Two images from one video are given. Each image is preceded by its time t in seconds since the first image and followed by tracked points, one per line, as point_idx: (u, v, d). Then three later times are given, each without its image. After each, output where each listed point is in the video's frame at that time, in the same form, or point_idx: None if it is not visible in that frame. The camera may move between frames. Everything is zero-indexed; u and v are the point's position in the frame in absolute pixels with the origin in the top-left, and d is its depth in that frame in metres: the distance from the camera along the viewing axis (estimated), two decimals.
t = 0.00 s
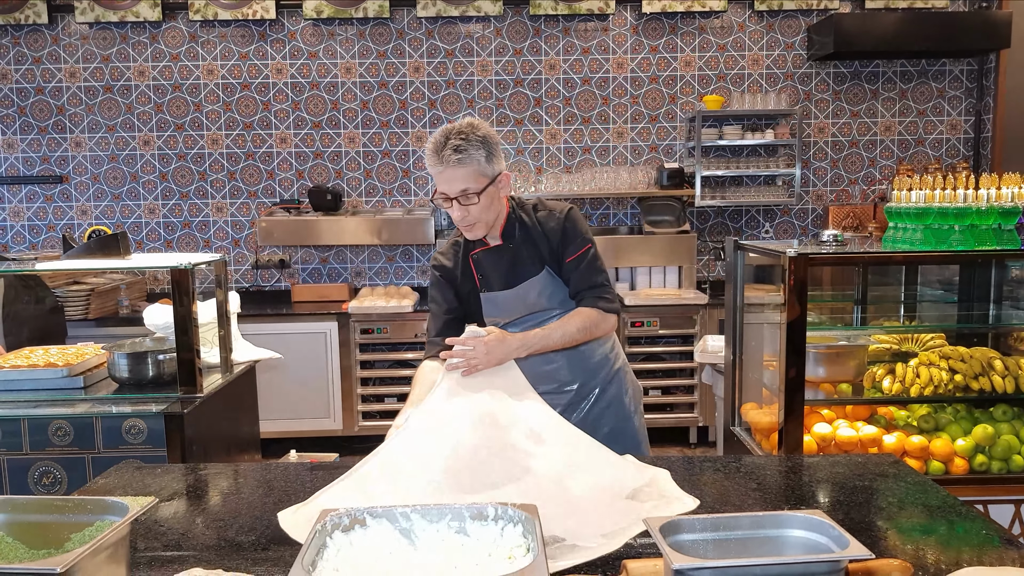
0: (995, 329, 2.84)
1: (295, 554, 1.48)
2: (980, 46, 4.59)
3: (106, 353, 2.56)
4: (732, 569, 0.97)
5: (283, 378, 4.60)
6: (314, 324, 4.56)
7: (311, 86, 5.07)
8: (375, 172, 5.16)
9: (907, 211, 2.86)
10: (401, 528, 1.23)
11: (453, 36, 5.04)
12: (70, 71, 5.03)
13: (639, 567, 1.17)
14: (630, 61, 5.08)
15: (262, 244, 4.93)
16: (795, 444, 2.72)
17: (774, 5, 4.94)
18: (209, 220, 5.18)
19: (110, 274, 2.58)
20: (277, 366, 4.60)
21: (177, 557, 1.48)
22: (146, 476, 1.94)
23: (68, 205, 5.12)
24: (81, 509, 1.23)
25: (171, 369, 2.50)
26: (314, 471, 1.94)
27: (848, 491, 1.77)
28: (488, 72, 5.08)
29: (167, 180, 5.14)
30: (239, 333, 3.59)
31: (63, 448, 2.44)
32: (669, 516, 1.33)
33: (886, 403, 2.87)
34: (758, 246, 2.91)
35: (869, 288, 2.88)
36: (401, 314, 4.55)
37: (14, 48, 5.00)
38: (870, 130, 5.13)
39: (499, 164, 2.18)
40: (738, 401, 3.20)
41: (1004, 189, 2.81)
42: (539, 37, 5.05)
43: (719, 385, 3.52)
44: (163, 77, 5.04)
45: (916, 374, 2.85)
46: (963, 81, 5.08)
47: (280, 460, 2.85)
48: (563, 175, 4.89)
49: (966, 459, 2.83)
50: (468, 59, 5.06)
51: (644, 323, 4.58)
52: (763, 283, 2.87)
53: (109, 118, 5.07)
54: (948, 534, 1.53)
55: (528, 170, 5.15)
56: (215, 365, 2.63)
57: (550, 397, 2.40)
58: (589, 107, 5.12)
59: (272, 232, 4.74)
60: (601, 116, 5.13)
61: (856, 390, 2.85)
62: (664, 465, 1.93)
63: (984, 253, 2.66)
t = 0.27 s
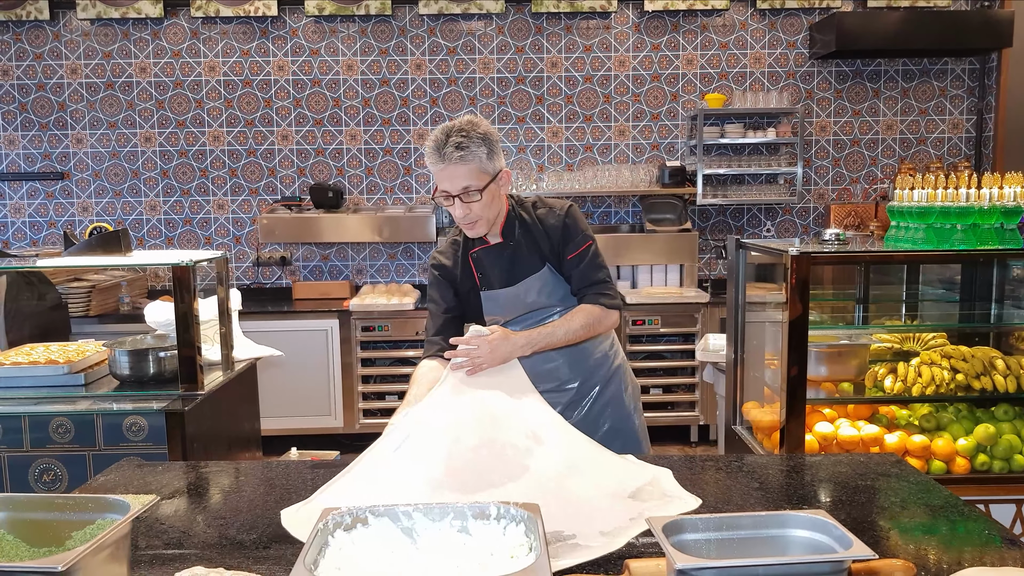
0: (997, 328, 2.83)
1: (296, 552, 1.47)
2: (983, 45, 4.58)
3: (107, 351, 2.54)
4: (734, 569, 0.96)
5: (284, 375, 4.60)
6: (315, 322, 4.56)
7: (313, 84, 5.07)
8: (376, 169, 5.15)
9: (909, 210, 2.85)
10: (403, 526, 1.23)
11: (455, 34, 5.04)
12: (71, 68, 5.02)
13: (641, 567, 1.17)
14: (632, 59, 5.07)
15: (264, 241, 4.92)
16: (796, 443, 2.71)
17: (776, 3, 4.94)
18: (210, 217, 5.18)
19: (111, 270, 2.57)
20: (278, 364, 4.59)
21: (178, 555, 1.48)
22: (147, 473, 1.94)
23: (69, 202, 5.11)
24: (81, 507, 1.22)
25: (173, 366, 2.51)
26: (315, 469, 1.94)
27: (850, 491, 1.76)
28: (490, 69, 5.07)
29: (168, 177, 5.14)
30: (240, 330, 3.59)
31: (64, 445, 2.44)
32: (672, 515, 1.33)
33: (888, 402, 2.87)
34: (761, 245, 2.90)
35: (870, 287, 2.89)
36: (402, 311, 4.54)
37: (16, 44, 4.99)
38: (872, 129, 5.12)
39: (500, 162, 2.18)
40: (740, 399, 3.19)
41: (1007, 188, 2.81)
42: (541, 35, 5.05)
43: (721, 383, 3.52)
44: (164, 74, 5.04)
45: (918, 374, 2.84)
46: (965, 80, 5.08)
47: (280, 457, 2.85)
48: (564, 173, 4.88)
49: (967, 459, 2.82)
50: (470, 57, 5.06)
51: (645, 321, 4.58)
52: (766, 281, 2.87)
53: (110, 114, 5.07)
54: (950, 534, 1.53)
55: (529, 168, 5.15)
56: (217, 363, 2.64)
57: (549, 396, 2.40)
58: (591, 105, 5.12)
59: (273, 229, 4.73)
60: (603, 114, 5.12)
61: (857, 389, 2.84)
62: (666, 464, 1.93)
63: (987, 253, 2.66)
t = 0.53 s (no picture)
0: (998, 328, 2.81)
1: (296, 552, 1.47)
2: (984, 45, 4.58)
3: (107, 349, 2.53)
4: (736, 570, 0.96)
5: (283, 374, 4.60)
6: (315, 321, 4.56)
7: (314, 83, 5.06)
8: (377, 169, 5.15)
9: (910, 210, 2.85)
10: (404, 527, 1.23)
11: (456, 33, 5.03)
12: (71, 66, 5.02)
13: (642, 568, 1.17)
14: (632, 59, 5.07)
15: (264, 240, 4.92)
16: (797, 443, 2.71)
17: (777, 3, 4.94)
18: (210, 216, 5.18)
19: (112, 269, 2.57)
20: (278, 363, 4.59)
21: (178, 555, 1.48)
22: (147, 473, 1.94)
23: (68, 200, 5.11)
24: (81, 507, 1.22)
25: (174, 365, 2.49)
26: (316, 469, 1.94)
27: (851, 491, 1.76)
28: (491, 69, 5.07)
29: (168, 176, 5.13)
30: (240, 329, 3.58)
31: (64, 444, 2.44)
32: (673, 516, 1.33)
33: (889, 402, 2.87)
34: (762, 245, 2.90)
35: (871, 287, 2.87)
36: (403, 311, 4.54)
37: (16, 42, 4.99)
38: (872, 129, 5.12)
39: (502, 162, 2.18)
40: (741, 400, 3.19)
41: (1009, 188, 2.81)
42: (542, 34, 5.04)
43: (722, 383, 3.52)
44: (165, 72, 5.04)
45: (918, 374, 2.84)
46: (966, 80, 5.07)
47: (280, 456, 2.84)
48: (565, 172, 4.88)
49: (968, 460, 2.82)
50: (471, 56, 5.05)
51: (645, 321, 4.58)
52: (767, 281, 2.86)
53: (111, 113, 5.07)
54: (951, 535, 1.52)
55: (530, 168, 5.15)
56: (218, 361, 2.64)
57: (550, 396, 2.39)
58: (592, 105, 5.11)
59: (274, 228, 4.73)
60: (604, 114, 5.12)
61: (858, 389, 2.85)
62: (666, 464, 1.93)
63: (987, 254, 2.66)
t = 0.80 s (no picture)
0: (999, 328, 2.82)
1: (297, 551, 1.47)
2: (985, 45, 4.57)
3: (107, 348, 2.53)
4: (738, 570, 0.95)
5: (284, 373, 4.60)
6: (316, 320, 4.56)
7: (314, 81, 5.06)
8: (377, 167, 5.15)
9: (911, 210, 2.84)
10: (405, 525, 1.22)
11: (456, 32, 5.03)
12: (72, 64, 5.01)
13: (643, 568, 1.17)
14: (633, 58, 5.07)
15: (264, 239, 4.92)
16: (798, 443, 2.71)
17: (778, 2, 4.93)
18: (210, 215, 5.18)
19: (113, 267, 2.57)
20: (278, 362, 4.59)
21: (179, 554, 1.48)
22: (148, 471, 1.94)
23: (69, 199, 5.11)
24: (81, 506, 1.22)
25: (174, 363, 2.49)
26: (316, 468, 1.93)
27: (852, 491, 1.76)
28: (491, 68, 5.06)
29: (169, 174, 5.13)
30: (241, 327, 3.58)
31: (64, 443, 2.44)
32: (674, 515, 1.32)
33: (889, 402, 2.86)
34: (762, 245, 2.90)
35: (872, 287, 2.88)
36: (403, 310, 4.54)
37: (16, 40, 4.99)
38: (873, 128, 5.11)
39: (502, 159, 2.18)
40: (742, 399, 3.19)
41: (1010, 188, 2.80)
42: (543, 33, 5.04)
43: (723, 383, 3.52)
44: (166, 70, 5.03)
45: (920, 374, 2.84)
46: (967, 80, 5.07)
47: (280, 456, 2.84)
48: (565, 171, 4.88)
49: (969, 460, 2.82)
50: (472, 55, 5.05)
51: (646, 321, 4.58)
52: (767, 281, 2.87)
53: (111, 111, 5.06)
54: (952, 534, 1.52)
55: (530, 167, 5.15)
56: (218, 360, 2.64)
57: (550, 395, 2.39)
58: (592, 104, 5.11)
59: (274, 227, 4.72)
60: (604, 113, 5.12)
61: (858, 389, 2.85)
62: (667, 463, 1.93)
63: (989, 253, 2.65)
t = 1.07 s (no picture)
0: (999, 328, 2.81)
1: (297, 551, 1.47)
2: (985, 45, 4.57)
3: (107, 347, 2.50)
4: (739, 570, 0.95)
5: (283, 373, 4.60)
6: (316, 320, 4.56)
7: (314, 81, 5.06)
8: (377, 167, 5.15)
9: (911, 210, 2.85)
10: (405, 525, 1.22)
11: (456, 31, 5.03)
12: (72, 64, 5.01)
13: (644, 568, 1.17)
14: (633, 58, 5.07)
15: (264, 239, 4.92)
16: (797, 442, 2.71)
17: (778, 2, 4.93)
18: (210, 215, 5.17)
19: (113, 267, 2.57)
20: (278, 361, 4.60)
21: (179, 553, 1.48)
22: (148, 471, 1.94)
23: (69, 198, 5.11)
24: (82, 505, 1.22)
25: (174, 362, 2.48)
26: (316, 467, 1.93)
27: (852, 491, 1.76)
28: (491, 67, 5.06)
29: (169, 174, 5.13)
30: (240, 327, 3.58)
31: (64, 443, 2.45)
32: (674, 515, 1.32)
33: (889, 402, 2.87)
34: (762, 245, 2.90)
35: (872, 286, 2.88)
36: (403, 310, 4.54)
37: (16, 40, 4.98)
38: (873, 128, 5.11)
39: (503, 159, 2.18)
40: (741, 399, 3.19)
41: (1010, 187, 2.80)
42: (543, 33, 5.04)
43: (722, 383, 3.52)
44: (166, 70, 5.03)
45: (919, 373, 2.84)
46: (967, 80, 5.07)
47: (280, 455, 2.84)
48: (565, 171, 4.88)
49: (969, 460, 2.82)
50: (472, 54, 5.05)
51: (646, 321, 4.58)
52: (767, 281, 2.87)
53: (111, 111, 5.06)
54: (952, 534, 1.52)
55: (530, 167, 5.15)
56: (217, 360, 2.63)
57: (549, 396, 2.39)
58: (592, 104, 5.11)
59: (274, 226, 4.72)
60: (604, 113, 5.12)
61: (858, 388, 2.85)
62: (667, 463, 1.93)
63: (989, 253, 2.65)
